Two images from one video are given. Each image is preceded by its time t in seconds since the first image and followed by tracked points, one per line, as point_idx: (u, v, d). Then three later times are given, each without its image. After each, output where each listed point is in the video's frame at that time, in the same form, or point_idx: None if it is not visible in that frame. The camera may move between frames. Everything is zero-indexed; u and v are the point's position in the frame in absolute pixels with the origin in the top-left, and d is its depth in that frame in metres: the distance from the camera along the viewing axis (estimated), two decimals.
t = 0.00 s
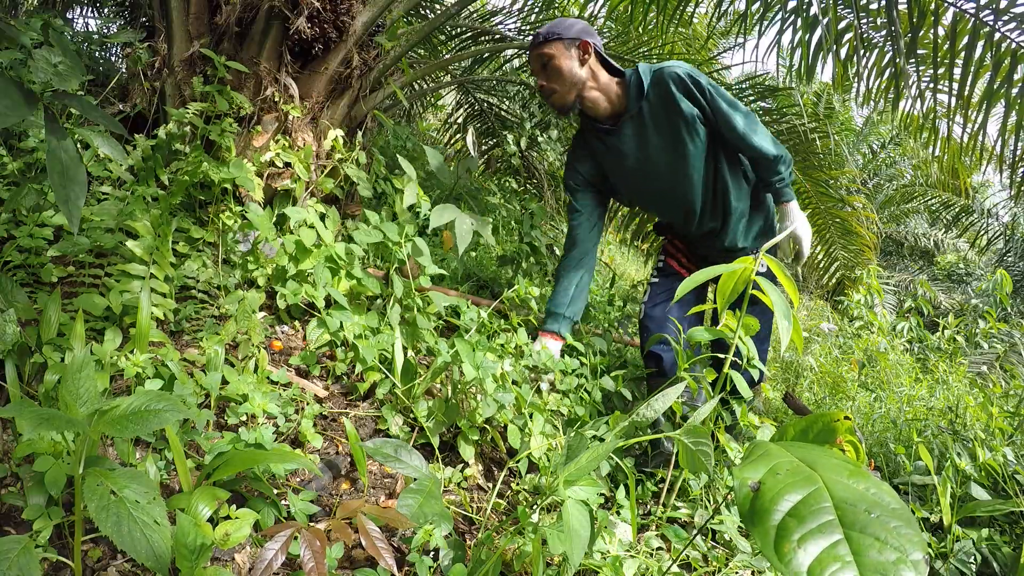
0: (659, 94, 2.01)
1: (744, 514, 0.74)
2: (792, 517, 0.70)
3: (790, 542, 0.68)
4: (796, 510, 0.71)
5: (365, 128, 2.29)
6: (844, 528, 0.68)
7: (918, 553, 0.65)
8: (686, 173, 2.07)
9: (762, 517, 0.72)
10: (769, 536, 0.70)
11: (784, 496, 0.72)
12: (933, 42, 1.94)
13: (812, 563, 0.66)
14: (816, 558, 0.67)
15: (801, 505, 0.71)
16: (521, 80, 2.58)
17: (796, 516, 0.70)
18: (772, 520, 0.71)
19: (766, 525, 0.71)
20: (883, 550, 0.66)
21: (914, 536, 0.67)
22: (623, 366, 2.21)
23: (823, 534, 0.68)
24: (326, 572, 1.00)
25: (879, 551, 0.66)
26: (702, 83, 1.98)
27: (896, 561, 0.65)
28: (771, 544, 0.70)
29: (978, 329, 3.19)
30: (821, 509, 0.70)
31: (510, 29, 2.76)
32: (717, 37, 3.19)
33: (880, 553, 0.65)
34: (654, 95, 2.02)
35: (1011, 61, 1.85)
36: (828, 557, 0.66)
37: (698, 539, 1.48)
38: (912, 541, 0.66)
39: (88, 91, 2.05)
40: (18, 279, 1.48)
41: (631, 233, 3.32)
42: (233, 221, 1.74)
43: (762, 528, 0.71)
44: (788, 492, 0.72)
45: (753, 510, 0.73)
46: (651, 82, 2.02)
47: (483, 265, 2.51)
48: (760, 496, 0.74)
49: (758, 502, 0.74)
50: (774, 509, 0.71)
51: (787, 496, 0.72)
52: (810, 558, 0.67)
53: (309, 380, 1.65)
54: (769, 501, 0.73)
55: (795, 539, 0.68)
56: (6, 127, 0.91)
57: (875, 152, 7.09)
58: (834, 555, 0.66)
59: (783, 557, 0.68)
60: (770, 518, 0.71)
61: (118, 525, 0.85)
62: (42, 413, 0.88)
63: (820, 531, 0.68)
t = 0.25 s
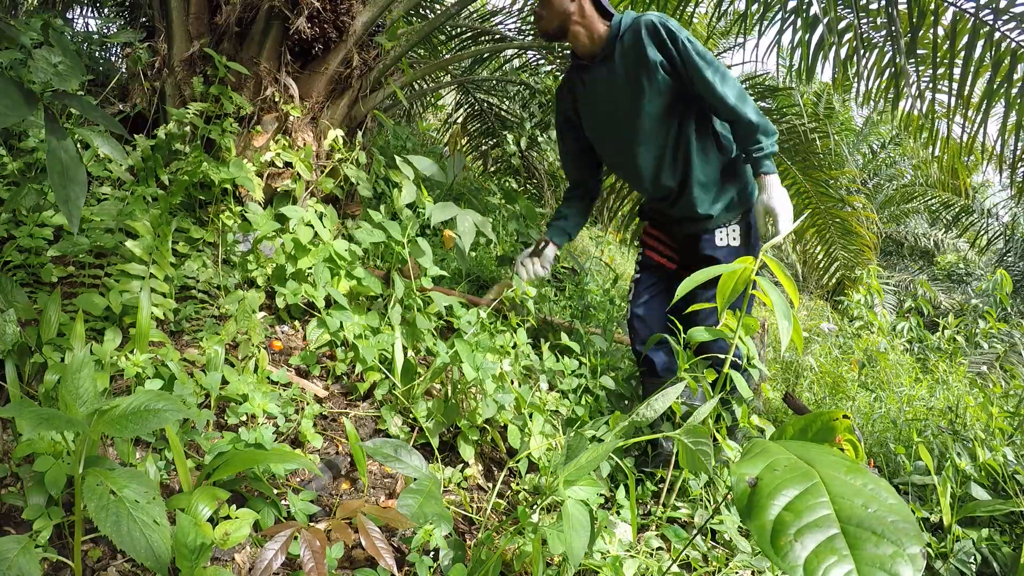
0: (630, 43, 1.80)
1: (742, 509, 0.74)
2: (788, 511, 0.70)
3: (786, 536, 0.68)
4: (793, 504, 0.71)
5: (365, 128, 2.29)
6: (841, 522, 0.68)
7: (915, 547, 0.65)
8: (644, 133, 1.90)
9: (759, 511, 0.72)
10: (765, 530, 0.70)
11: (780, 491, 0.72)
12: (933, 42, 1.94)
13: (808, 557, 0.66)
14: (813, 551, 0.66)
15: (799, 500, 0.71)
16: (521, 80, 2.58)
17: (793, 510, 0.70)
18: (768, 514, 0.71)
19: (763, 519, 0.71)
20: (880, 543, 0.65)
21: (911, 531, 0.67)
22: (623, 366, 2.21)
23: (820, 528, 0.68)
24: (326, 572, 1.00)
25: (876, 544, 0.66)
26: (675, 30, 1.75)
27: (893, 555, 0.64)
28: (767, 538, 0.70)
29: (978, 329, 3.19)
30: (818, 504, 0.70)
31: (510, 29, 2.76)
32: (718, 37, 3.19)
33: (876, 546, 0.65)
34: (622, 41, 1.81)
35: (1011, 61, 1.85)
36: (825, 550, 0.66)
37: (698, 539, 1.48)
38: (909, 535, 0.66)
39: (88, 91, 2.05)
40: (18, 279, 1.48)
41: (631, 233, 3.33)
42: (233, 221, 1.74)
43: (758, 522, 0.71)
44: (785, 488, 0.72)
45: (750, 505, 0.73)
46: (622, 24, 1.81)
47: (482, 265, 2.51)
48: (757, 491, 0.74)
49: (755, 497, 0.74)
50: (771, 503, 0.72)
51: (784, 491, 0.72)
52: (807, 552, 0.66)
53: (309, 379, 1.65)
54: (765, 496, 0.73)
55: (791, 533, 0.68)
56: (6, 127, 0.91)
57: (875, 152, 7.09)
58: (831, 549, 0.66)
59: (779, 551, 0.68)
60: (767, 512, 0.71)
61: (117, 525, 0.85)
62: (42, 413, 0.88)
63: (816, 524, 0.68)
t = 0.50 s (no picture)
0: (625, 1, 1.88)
1: (742, 513, 0.75)
2: (788, 516, 0.70)
3: (786, 542, 0.69)
4: (792, 509, 0.71)
5: (365, 128, 2.29)
6: (841, 528, 0.68)
7: (915, 553, 0.65)
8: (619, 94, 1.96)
9: (759, 516, 0.72)
10: (765, 535, 0.70)
11: (780, 496, 0.72)
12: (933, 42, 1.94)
13: (807, 562, 0.66)
14: (812, 558, 0.67)
15: (798, 505, 0.71)
16: (521, 81, 2.58)
17: (793, 516, 0.70)
18: (768, 519, 0.71)
19: (762, 524, 0.71)
20: (879, 550, 0.65)
21: (912, 536, 0.66)
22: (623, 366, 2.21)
23: (819, 534, 0.68)
24: (326, 572, 1.00)
25: (875, 550, 0.65)
26: None
27: (893, 561, 0.64)
28: (767, 543, 0.70)
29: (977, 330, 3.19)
30: (818, 508, 0.70)
31: (510, 29, 2.76)
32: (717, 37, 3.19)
33: (876, 552, 0.65)
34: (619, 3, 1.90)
35: (1011, 60, 1.85)
36: (824, 556, 0.66)
37: (699, 539, 1.47)
38: (909, 541, 0.66)
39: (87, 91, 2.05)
40: (18, 279, 1.48)
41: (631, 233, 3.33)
42: (233, 221, 1.74)
43: (758, 527, 0.71)
44: (784, 492, 0.73)
45: (750, 510, 0.74)
46: None
47: (482, 265, 2.51)
48: (757, 496, 0.74)
49: (755, 502, 0.74)
50: (771, 508, 0.72)
51: (784, 496, 0.72)
52: (806, 558, 0.67)
53: (309, 380, 1.65)
54: (765, 501, 0.73)
55: (791, 538, 0.68)
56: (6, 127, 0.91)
57: (874, 152, 7.09)
58: (830, 555, 0.66)
59: (779, 557, 0.68)
60: (766, 517, 0.71)
61: (117, 525, 0.85)
62: (42, 413, 0.88)
63: (816, 530, 0.68)
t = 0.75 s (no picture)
0: None
1: (745, 516, 0.76)
2: (792, 521, 0.72)
3: (790, 546, 0.70)
4: (796, 514, 0.72)
5: (365, 128, 2.29)
6: (844, 533, 0.70)
7: (917, 557, 0.67)
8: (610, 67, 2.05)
9: (762, 520, 0.74)
10: (769, 539, 0.72)
11: (784, 500, 0.74)
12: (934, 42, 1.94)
13: (811, 567, 0.68)
14: (816, 563, 0.68)
15: (802, 509, 0.72)
16: (521, 81, 2.58)
17: (797, 520, 0.72)
18: (772, 524, 0.72)
19: (766, 529, 0.72)
20: (882, 555, 0.68)
21: (914, 540, 0.69)
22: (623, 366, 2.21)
23: (823, 538, 0.70)
24: (326, 572, 1.00)
25: (878, 555, 0.68)
26: None
27: (895, 565, 0.67)
28: (771, 547, 0.71)
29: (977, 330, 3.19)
30: (821, 513, 0.72)
31: (510, 30, 2.76)
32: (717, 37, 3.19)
33: (879, 557, 0.68)
34: None
35: (1011, 61, 1.85)
36: (828, 561, 0.68)
37: (699, 539, 1.47)
38: (911, 545, 0.68)
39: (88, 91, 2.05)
40: (18, 279, 1.48)
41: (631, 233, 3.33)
42: (233, 221, 1.74)
43: (762, 531, 0.73)
44: (788, 496, 0.74)
45: (753, 514, 0.75)
46: None
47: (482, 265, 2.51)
48: (760, 500, 0.75)
49: (758, 506, 0.75)
50: (775, 512, 0.73)
51: (787, 500, 0.74)
52: (810, 562, 0.68)
53: (308, 380, 1.65)
54: (769, 505, 0.74)
55: (795, 543, 0.70)
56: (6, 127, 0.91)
57: (874, 152, 7.10)
58: (834, 560, 0.68)
59: (783, 562, 0.69)
60: (771, 522, 0.73)
61: (117, 525, 0.85)
62: (42, 413, 0.88)
63: (819, 535, 0.70)
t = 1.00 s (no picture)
0: None
1: (747, 516, 0.76)
2: (794, 520, 0.72)
3: (792, 546, 0.70)
4: (798, 513, 0.72)
5: (365, 128, 2.29)
6: (846, 532, 0.70)
7: (919, 556, 0.68)
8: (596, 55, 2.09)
9: (764, 520, 0.74)
10: (771, 539, 0.72)
11: (786, 499, 0.74)
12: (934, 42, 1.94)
13: (814, 566, 0.68)
14: (819, 562, 0.68)
15: (804, 508, 0.73)
16: (521, 81, 2.58)
17: (799, 519, 0.72)
18: (775, 523, 0.73)
19: (769, 528, 0.72)
20: (885, 554, 0.68)
21: (916, 539, 0.69)
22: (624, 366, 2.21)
23: (825, 538, 0.70)
24: (326, 572, 1.00)
25: (881, 554, 0.68)
26: None
27: (898, 564, 0.67)
28: (774, 547, 0.71)
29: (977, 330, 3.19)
30: (823, 512, 0.72)
31: (510, 29, 2.76)
32: (718, 37, 3.19)
33: (881, 556, 0.68)
34: None
35: (1011, 61, 1.85)
36: (831, 561, 0.68)
37: (699, 539, 1.47)
38: (914, 545, 0.68)
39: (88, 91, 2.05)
40: (18, 279, 1.48)
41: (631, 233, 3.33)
42: (233, 221, 1.74)
43: (765, 531, 0.73)
44: (790, 495, 0.74)
45: (755, 513, 0.75)
46: None
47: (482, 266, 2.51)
48: (762, 499, 0.76)
49: (760, 506, 0.75)
50: (777, 512, 0.73)
51: (789, 499, 0.74)
52: (813, 562, 0.68)
53: (308, 380, 1.65)
54: (771, 504, 0.74)
55: (797, 542, 0.70)
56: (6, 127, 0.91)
57: (874, 152, 7.10)
58: (837, 559, 0.68)
59: (785, 561, 0.69)
60: (773, 521, 0.73)
61: (117, 526, 0.85)
62: (42, 412, 0.88)
63: (822, 534, 0.70)
